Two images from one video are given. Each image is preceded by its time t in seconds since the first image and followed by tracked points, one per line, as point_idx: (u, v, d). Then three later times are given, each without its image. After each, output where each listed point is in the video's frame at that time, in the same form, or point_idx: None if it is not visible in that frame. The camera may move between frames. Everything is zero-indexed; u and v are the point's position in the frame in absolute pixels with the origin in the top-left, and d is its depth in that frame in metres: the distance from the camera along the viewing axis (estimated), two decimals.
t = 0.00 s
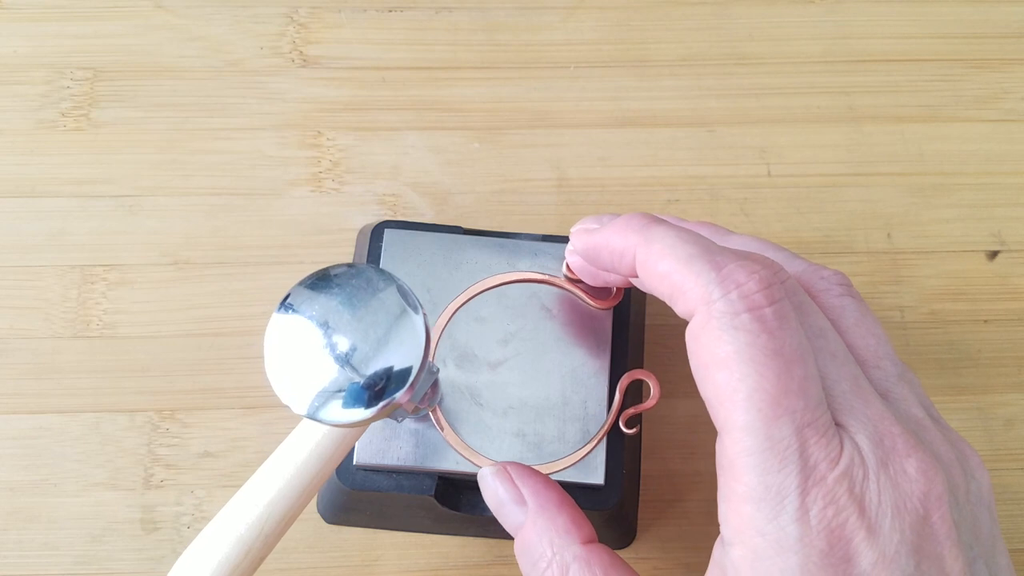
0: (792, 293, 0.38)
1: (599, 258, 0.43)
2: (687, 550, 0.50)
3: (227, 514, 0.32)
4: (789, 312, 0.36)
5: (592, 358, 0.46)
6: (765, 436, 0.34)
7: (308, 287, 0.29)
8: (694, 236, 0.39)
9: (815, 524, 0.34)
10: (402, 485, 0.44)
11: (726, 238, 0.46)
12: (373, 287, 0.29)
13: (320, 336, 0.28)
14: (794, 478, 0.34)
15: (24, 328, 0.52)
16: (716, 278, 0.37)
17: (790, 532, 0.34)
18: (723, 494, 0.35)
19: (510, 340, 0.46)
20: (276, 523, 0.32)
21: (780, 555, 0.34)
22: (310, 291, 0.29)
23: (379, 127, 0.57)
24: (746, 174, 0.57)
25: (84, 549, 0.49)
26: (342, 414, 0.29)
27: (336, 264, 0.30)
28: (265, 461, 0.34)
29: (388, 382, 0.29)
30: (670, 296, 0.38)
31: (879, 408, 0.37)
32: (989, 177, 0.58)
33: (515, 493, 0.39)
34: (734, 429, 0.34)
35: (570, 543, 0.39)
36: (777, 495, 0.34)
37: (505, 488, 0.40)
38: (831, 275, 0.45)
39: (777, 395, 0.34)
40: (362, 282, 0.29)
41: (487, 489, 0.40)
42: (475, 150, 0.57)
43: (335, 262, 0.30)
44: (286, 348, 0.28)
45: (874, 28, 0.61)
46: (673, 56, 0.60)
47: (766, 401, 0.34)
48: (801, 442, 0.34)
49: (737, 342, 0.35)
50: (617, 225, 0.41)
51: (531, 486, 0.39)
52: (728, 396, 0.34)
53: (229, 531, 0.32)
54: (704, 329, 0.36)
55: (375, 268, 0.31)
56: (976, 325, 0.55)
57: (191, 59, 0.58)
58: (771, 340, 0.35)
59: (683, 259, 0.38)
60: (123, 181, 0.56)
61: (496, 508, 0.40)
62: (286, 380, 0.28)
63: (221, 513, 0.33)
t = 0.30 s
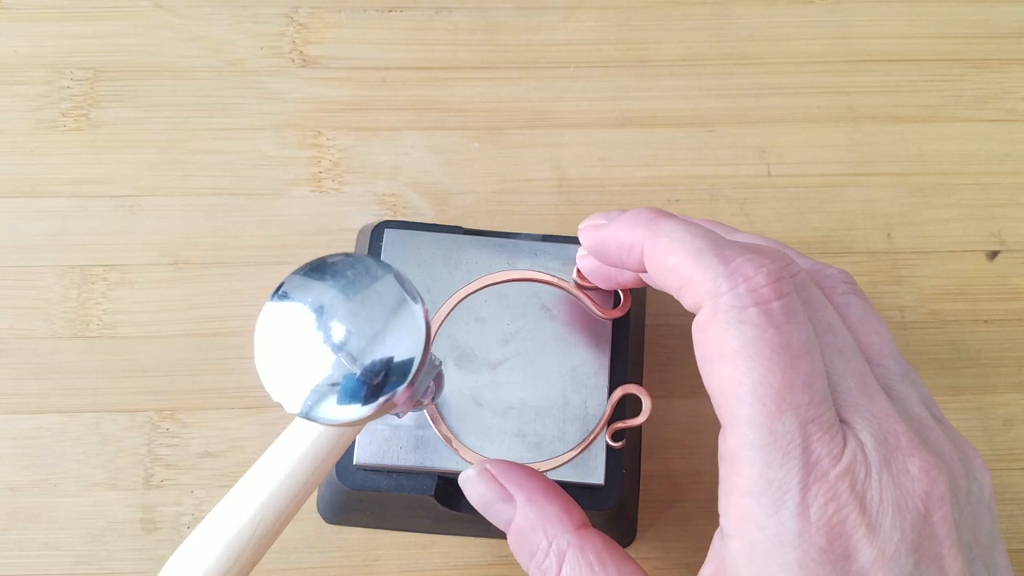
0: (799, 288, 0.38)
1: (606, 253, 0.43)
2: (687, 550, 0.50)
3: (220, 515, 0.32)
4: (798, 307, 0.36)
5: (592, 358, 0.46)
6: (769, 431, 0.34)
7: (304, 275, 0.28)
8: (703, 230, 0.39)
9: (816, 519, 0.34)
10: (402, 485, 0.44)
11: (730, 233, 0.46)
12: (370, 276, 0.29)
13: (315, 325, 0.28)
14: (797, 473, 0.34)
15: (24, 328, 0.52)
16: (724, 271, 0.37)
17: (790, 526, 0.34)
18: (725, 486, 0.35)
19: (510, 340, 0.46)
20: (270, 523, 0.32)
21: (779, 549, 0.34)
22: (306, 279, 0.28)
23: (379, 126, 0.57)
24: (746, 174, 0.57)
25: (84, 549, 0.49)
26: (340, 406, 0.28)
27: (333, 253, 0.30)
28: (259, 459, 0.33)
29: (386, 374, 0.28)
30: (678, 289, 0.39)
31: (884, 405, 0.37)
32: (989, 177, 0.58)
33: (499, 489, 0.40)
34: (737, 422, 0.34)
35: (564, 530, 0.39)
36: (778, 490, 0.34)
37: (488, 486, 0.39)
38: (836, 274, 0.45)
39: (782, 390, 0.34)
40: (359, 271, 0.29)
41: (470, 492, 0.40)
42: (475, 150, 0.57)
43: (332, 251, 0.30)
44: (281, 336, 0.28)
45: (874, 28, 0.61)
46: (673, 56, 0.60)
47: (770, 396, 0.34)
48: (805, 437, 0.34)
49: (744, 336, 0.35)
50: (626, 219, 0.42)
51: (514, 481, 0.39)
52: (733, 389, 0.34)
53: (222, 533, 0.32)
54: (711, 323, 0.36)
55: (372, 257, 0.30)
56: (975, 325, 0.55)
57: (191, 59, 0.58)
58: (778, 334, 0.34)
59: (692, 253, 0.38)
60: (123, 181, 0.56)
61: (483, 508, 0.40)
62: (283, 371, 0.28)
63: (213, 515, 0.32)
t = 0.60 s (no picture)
0: (802, 288, 0.38)
1: (609, 251, 0.43)
2: (687, 550, 0.50)
3: (227, 517, 0.32)
4: (800, 306, 0.36)
5: (592, 358, 0.46)
6: (771, 430, 0.34)
7: (308, 290, 0.29)
8: (706, 230, 0.39)
9: (817, 518, 0.34)
10: (402, 485, 0.44)
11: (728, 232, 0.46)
12: (374, 290, 0.29)
13: (321, 338, 0.28)
14: (799, 473, 0.34)
15: (24, 328, 0.52)
16: (727, 270, 0.37)
17: (792, 525, 0.34)
18: (727, 485, 0.35)
19: (510, 340, 0.46)
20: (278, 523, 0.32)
21: (781, 548, 0.34)
22: (310, 294, 0.29)
23: (379, 126, 0.57)
24: (746, 174, 0.57)
25: (84, 549, 0.49)
26: (343, 417, 0.28)
27: (336, 268, 0.30)
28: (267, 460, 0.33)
29: (389, 385, 0.28)
30: (681, 287, 0.39)
31: (886, 405, 0.37)
32: (989, 177, 0.58)
33: (498, 489, 0.40)
34: (739, 421, 0.34)
35: (564, 530, 0.39)
36: (780, 489, 0.34)
37: (486, 486, 0.40)
38: (837, 274, 0.45)
39: (785, 389, 0.34)
40: (363, 285, 0.29)
41: (470, 493, 0.40)
42: (475, 150, 0.57)
43: (335, 266, 0.30)
44: (287, 351, 0.28)
45: (874, 28, 0.61)
46: (673, 56, 0.60)
47: (773, 395, 0.34)
48: (807, 437, 0.34)
49: (747, 335, 0.35)
50: (629, 218, 0.42)
51: (513, 480, 0.40)
52: (735, 388, 0.34)
53: (230, 534, 0.31)
54: (714, 321, 0.36)
55: (375, 272, 0.30)
56: (976, 325, 0.55)
57: (191, 59, 0.58)
58: (781, 333, 0.34)
59: (694, 252, 0.38)
60: (123, 181, 0.56)
61: (484, 509, 0.40)
62: (286, 383, 0.28)
63: (220, 517, 0.32)
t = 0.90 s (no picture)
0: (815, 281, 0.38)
1: (622, 244, 0.44)
2: (687, 550, 0.50)
3: (212, 514, 0.32)
4: (814, 297, 0.36)
5: (592, 358, 0.46)
6: (782, 417, 0.34)
7: (290, 278, 0.29)
8: (720, 221, 0.39)
9: (825, 507, 0.34)
10: (402, 485, 0.44)
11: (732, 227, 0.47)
12: (358, 280, 0.29)
13: (305, 326, 0.28)
14: (808, 461, 0.34)
15: (24, 328, 0.52)
16: (743, 260, 0.37)
17: (800, 514, 0.34)
18: (735, 474, 0.35)
19: (510, 340, 0.46)
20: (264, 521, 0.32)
21: (789, 535, 0.34)
22: (295, 282, 0.28)
23: (379, 126, 0.57)
24: (746, 174, 0.57)
25: (84, 549, 0.49)
26: (328, 410, 0.28)
27: (321, 257, 0.30)
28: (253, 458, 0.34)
29: (374, 375, 0.28)
30: (694, 277, 0.39)
31: (898, 398, 0.37)
32: (989, 177, 0.58)
33: (489, 491, 0.39)
34: (750, 408, 0.34)
35: (563, 523, 0.39)
36: (789, 477, 0.34)
37: (480, 493, 0.39)
38: (846, 271, 0.46)
39: (796, 377, 0.34)
40: (347, 275, 0.29)
41: (462, 501, 0.40)
42: (475, 150, 0.57)
43: (320, 255, 0.30)
44: (270, 338, 0.28)
45: (874, 28, 0.61)
46: (673, 56, 0.60)
47: (785, 383, 0.34)
48: (817, 426, 0.34)
49: (760, 323, 0.35)
50: (643, 209, 0.42)
51: (503, 480, 0.40)
52: (747, 375, 0.34)
53: (216, 532, 0.31)
54: (727, 309, 0.36)
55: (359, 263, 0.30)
56: (976, 325, 0.55)
57: (191, 59, 0.58)
58: (794, 322, 0.35)
59: (709, 242, 0.38)
60: (123, 181, 0.56)
61: (478, 514, 0.40)
62: (269, 373, 0.28)
63: (205, 515, 0.32)
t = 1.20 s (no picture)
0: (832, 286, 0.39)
1: (630, 256, 0.44)
2: (687, 550, 0.50)
3: (219, 520, 0.32)
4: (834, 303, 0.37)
5: (591, 359, 0.46)
6: (816, 425, 0.34)
7: (301, 285, 0.29)
8: (734, 228, 0.40)
9: (862, 515, 0.34)
10: (402, 485, 0.44)
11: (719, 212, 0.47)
12: (368, 286, 0.29)
13: (313, 333, 0.28)
14: (844, 469, 0.34)
15: (24, 328, 0.52)
16: (761, 267, 0.37)
17: (839, 522, 0.34)
18: (768, 486, 0.35)
19: (510, 340, 0.46)
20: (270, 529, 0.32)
21: (829, 545, 0.34)
22: (305, 289, 0.29)
23: (379, 126, 0.57)
24: (746, 174, 0.57)
25: (84, 549, 0.49)
26: (337, 419, 0.28)
27: (331, 264, 0.30)
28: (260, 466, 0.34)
29: (384, 382, 0.28)
30: (711, 286, 0.39)
31: (926, 401, 0.38)
32: (989, 177, 0.58)
33: (511, 521, 0.40)
34: (781, 419, 0.34)
35: (582, 554, 0.40)
36: (827, 486, 0.34)
37: (496, 519, 0.40)
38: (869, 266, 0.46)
39: (827, 383, 0.34)
40: (357, 280, 0.29)
41: (481, 530, 0.40)
42: (475, 150, 0.57)
43: (331, 262, 0.30)
44: (278, 345, 0.28)
45: (874, 28, 0.61)
46: (673, 56, 0.60)
47: (817, 390, 0.34)
48: (850, 432, 0.34)
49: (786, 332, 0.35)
50: (651, 218, 0.42)
51: (525, 511, 0.40)
52: (776, 384, 0.35)
53: (222, 539, 0.31)
54: (750, 319, 0.36)
55: (370, 269, 0.30)
56: (976, 325, 0.55)
57: (191, 59, 0.58)
58: (817, 329, 0.35)
59: (724, 251, 0.38)
60: (123, 181, 0.56)
61: (491, 545, 0.41)
62: (277, 380, 0.28)
63: (212, 521, 0.32)
